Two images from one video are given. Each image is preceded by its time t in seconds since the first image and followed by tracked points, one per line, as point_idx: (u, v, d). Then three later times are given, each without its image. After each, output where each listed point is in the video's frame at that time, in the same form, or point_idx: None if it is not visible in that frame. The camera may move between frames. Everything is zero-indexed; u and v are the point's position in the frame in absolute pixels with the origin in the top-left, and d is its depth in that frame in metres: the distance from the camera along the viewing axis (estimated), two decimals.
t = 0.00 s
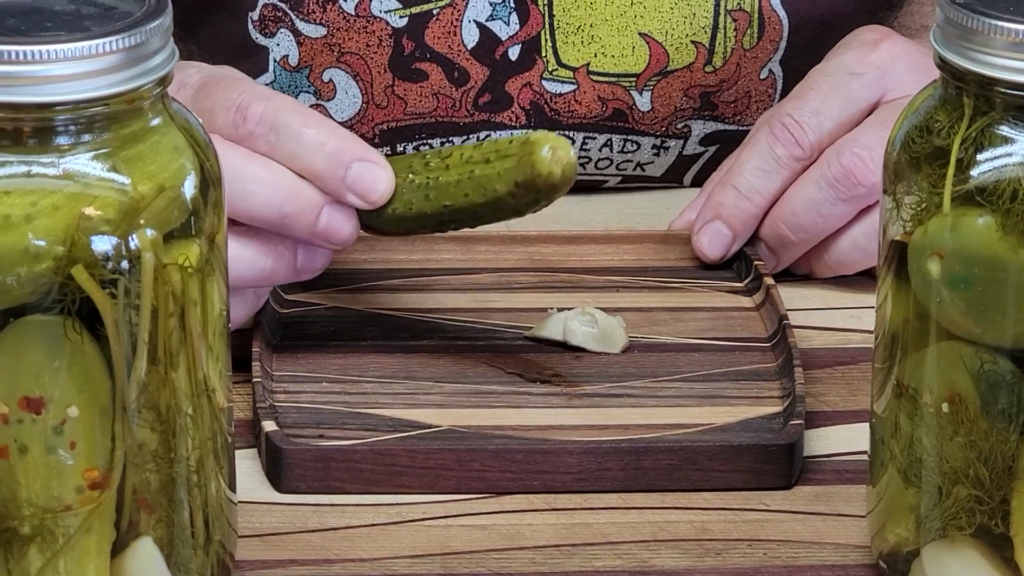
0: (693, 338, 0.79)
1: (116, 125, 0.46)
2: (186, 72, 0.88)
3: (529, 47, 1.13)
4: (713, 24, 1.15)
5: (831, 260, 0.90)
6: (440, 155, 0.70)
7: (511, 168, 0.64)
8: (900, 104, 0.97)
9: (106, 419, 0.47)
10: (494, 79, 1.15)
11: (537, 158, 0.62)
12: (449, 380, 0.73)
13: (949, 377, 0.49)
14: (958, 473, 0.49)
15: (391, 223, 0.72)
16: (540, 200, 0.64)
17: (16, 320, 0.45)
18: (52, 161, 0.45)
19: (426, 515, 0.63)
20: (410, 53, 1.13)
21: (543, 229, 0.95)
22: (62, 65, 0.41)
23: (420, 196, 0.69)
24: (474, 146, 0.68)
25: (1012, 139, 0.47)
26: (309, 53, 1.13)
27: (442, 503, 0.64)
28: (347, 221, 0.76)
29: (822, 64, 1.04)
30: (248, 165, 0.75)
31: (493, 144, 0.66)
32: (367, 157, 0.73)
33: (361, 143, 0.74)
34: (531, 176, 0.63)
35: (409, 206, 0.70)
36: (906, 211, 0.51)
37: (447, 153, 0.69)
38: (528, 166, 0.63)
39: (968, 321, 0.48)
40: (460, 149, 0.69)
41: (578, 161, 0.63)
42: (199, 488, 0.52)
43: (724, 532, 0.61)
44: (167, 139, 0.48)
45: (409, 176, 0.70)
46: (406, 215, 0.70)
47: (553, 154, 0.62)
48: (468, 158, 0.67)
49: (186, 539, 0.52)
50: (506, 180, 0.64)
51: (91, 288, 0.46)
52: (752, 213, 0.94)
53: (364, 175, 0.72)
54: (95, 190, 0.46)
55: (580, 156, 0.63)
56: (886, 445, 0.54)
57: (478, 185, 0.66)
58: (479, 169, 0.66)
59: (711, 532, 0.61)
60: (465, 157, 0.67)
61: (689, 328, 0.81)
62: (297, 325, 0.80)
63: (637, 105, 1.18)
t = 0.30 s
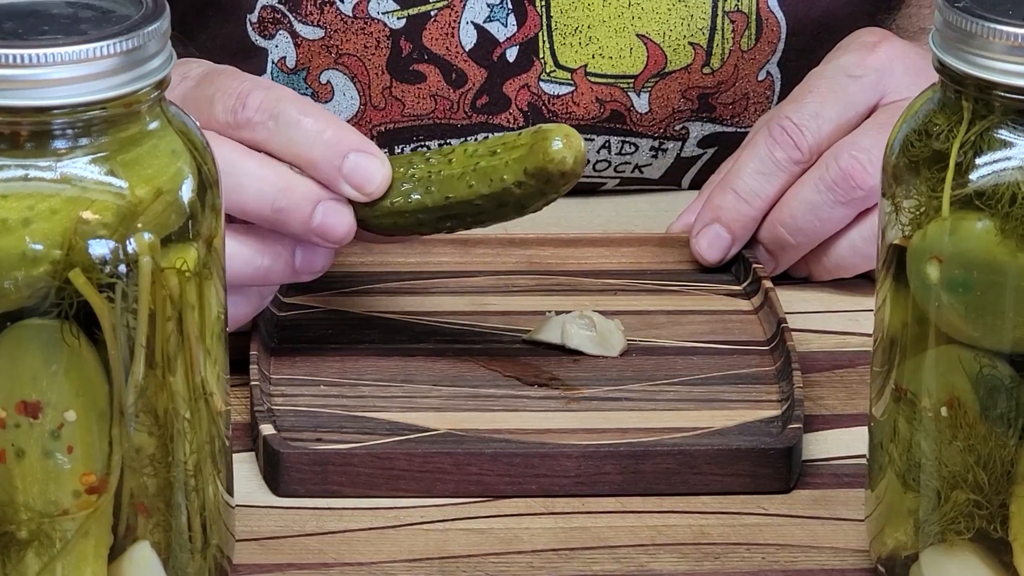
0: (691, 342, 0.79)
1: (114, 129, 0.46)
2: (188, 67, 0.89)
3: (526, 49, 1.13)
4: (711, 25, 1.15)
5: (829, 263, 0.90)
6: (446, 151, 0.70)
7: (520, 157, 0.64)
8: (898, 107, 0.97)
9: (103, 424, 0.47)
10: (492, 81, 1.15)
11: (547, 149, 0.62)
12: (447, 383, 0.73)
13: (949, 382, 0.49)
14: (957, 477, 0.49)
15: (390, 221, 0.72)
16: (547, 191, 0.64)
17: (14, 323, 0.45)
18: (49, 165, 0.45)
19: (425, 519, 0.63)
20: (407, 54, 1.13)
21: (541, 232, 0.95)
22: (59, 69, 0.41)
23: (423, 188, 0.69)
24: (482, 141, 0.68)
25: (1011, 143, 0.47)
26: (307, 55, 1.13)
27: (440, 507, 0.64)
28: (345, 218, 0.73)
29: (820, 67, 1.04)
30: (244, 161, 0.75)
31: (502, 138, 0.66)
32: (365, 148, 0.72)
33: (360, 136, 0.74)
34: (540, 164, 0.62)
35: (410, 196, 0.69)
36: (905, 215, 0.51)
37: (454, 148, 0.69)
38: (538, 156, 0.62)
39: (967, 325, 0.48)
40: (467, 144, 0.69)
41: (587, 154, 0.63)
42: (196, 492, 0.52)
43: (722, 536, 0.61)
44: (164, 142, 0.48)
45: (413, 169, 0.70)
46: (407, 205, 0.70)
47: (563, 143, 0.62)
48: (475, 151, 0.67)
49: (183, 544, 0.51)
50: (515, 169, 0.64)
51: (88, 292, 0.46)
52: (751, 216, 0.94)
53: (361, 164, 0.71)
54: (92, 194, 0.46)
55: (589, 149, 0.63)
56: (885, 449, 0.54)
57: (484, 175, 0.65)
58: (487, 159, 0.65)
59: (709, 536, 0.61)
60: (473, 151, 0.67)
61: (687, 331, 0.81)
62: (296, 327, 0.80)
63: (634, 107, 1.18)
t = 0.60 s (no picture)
0: (694, 342, 0.79)
1: (116, 129, 0.46)
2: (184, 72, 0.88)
3: (527, 53, 1.13)
4: (713, 28, 1.15)
5: (832, 264, 0.90)
6: (437, 159, 0.69)
7: (516, 180, 0.63)
8: (901, 107, 0.97)
9: (105, 424, 0.47)
10: (493, 86, 1.15)
11: (541, 172, 0.62)
12: (450, 384, 0.73)
13: (953, 383, 0.49)
14: (961, 478, 0.49)
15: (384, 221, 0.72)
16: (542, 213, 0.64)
17: (16, 324, 0.45)
18: (51, 165, 0.45)
19: (428, 519, 0.62)
20: (409, 57, 1.12)
21: (543, 232, 0.95)
22: (63, 69, 0.41)
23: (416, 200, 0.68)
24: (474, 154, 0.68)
25: (1015, 143, 0.47)
26: (308, 58, 1.13)
27: (443, 508, 0.63)
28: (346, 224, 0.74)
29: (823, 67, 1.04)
30: (243, 169, 0.74)
31: (495, 153, 0.66)
32: (362, 156, 0.72)
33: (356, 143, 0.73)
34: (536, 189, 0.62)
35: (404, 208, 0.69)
36: (909, 216, 0.51)
37: (445, 158, 0.69)
38: (533, 181, 0.62)
39: (971, 326, 0.48)
40: (460, 156, 0.68)
41: (581, 176, 0.63)
42: (199, 492, 0.51)
43: (726, 537, 0.61)
44: (166, 142, 0.48)
45: (405, 178, 0.70)
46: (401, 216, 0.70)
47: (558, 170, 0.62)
48: (467, 166, 0.67)
49: (185, 545, 0.51)
50: (511, 191, 0.64)
51: (90, 292, 0.46)
52: (754, 216, 0.94)
53: (358, 175, 0.71)
54: (95, 194, 0.45)
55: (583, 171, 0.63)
56: (888, 449, 0.54)
57: (479, 194, 0.65)
58: (481, 177, 0.65)
59: (713, 536, 0.61)
60: (465, 165, 0.67)
61: (690, 331, 0.81)
62: (298, 327, 0.80)
63: (636, 110, 1.17)
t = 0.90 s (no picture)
0: (691, 340, 0.79)
1: (113, 126, 0.46)
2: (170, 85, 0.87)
3: (523, 50, 1.13)
4: (710, 27, 1.16)
5: (830, 263, 0.90)
6: (425, 163, 0.68)
7: (504, 208, 0.65)
8: (900, 107, 0.97)
9: (102, 422, 0.47)
10: (490, 83, 1.14)
11: (526, 206, 0.64)
12: (447, 382, 0.73)
13: (950, 381, 0.49)
14: (959, 476, 0.49)
15: (374, 221, 0.70)
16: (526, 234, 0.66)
17: (13, 321, 0.45)
18: (49, 162, 0.45)
19: (425, 517, 0.62)
20: (405, 57, 1.12)
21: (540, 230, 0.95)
22: (60, 66, 0.41)
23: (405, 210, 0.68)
24: (461, 164, 0.67)
25: (1014, 141, 0.47)
26: (303, 58, 1.13)
27: (440, 505, 0.63)
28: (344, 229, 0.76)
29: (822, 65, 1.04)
30: (239, 187, 0.73)
31: (483, 170, 0.66)
32: (354, 169, 0.70)
33: (348, 154, 0.71)
34: (524, 220, 0.64)
35: (394, 218, 0.69)
36: (907, 213, 0.51)
37: (433, 164, 0.67)
38: (520, 214, 0.64)
39: (969, 324, 0.48)
40: (448, 164, 0.67)
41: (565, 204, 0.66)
42: (196, 490, 0.51)
43: (723, 535, 0.61)
44: (164, 139, 0.48)
45: (395, 187, 0.68)
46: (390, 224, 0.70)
47: (545, 203, 0.64)
48: (456, 181, 0.66)
49: (183, 542, 0.51)
50: (499, 218, 0.65)
51: (87, 290, 0.46)
52: (752, 215, 0.94)
53: (352, 190, 0.69)
54: (92, 191, 0.45)
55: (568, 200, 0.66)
56: (886, 447, 0.54)
57: (468, 215, 0.66)
58: (469, 200, 0.66)
59: (710, 535, 0.61)
60: (454, 178, 0.66)
61: (687, 329, 0.81)
62: (295, 326, 0.80)
63: (633, 108, 1.17)
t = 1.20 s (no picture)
0: (686, 340, 0.79)
1: (108, 125, 0.46)
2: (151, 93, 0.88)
3: (517, 33, 1.14)
4: (703, 11, 1.16)
5: (824, 261, 0.90)
6: (399, 159, 0.70)
7: (476, 211, 0.67)
8: (894, 105, 0.97)
9: (96, 421, 0.46)
10: (484, 66, 1.15)
11: (499, 211, 0.66)
12: (441, 381, 0.73)
13: (945, 381, 0.49)
14: (953, 476, 0.49)
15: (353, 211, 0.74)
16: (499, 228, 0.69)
17: (7, 320, 0.45)
18: (43, 161, 0.45)
19: (419, 517, 0.62)
20: (399, 40, 1.13)
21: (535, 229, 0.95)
22: (55, 65, 0.41)
23: (382, 204, 0.71)
24: (435, 161, 0.69)
25: (1008, 141, 0.47)
26: (299, 42, 1.14)
27: (434, 505, 0.63)
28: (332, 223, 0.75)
29: (815, 64, 1.04)
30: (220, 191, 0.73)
31: (455, 173, 0.68)
32: (334, 164, 0.70)
33: (327, 151, 0.71)
34: (496, 225, 0.67)
35: (373, 212, 0.72)
36: (901, 213, 0.51)
37: (406, 161, 0.70)
38: (491, 218, 0.67)
39: (963, 324, 0.48)
40: (422, 163, 0.69)
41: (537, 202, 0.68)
42: (190, 489, 0.51)
43: (718, 535, 0.61)
44: (159, 139, 0.48)
45: (371, 182, 0.71)
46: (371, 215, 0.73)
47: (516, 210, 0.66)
48: (429, 181, 0.69)
49: (177, 542, 0.51)
50: (471, 220, 0.68)
51: (82, 289, 0.46)
52: (748, 214, 0.94)
53: (334, 185, 0.70)
54: (87, 190, 0.45)
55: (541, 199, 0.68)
56: (880, 448, 0.54)
57: (444, 214, 0.69)
58: (443, 201, 0.68)
59: (704, 535, 0.61)
60: (428, 177, 0.69)
61: (682, 329, 0.81)
62: (289, 325, 0.80)
63: (627, 91, 1.18)
